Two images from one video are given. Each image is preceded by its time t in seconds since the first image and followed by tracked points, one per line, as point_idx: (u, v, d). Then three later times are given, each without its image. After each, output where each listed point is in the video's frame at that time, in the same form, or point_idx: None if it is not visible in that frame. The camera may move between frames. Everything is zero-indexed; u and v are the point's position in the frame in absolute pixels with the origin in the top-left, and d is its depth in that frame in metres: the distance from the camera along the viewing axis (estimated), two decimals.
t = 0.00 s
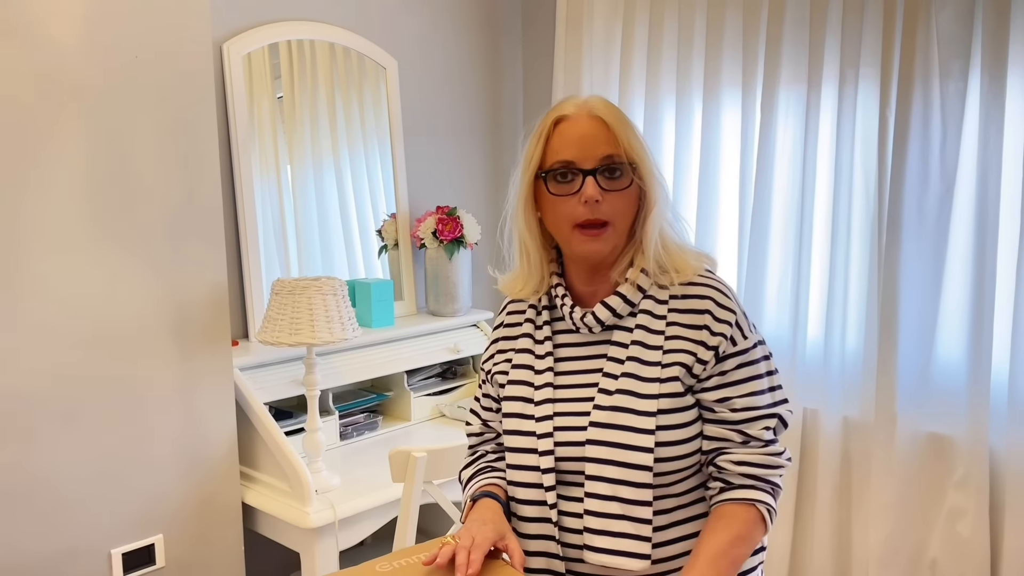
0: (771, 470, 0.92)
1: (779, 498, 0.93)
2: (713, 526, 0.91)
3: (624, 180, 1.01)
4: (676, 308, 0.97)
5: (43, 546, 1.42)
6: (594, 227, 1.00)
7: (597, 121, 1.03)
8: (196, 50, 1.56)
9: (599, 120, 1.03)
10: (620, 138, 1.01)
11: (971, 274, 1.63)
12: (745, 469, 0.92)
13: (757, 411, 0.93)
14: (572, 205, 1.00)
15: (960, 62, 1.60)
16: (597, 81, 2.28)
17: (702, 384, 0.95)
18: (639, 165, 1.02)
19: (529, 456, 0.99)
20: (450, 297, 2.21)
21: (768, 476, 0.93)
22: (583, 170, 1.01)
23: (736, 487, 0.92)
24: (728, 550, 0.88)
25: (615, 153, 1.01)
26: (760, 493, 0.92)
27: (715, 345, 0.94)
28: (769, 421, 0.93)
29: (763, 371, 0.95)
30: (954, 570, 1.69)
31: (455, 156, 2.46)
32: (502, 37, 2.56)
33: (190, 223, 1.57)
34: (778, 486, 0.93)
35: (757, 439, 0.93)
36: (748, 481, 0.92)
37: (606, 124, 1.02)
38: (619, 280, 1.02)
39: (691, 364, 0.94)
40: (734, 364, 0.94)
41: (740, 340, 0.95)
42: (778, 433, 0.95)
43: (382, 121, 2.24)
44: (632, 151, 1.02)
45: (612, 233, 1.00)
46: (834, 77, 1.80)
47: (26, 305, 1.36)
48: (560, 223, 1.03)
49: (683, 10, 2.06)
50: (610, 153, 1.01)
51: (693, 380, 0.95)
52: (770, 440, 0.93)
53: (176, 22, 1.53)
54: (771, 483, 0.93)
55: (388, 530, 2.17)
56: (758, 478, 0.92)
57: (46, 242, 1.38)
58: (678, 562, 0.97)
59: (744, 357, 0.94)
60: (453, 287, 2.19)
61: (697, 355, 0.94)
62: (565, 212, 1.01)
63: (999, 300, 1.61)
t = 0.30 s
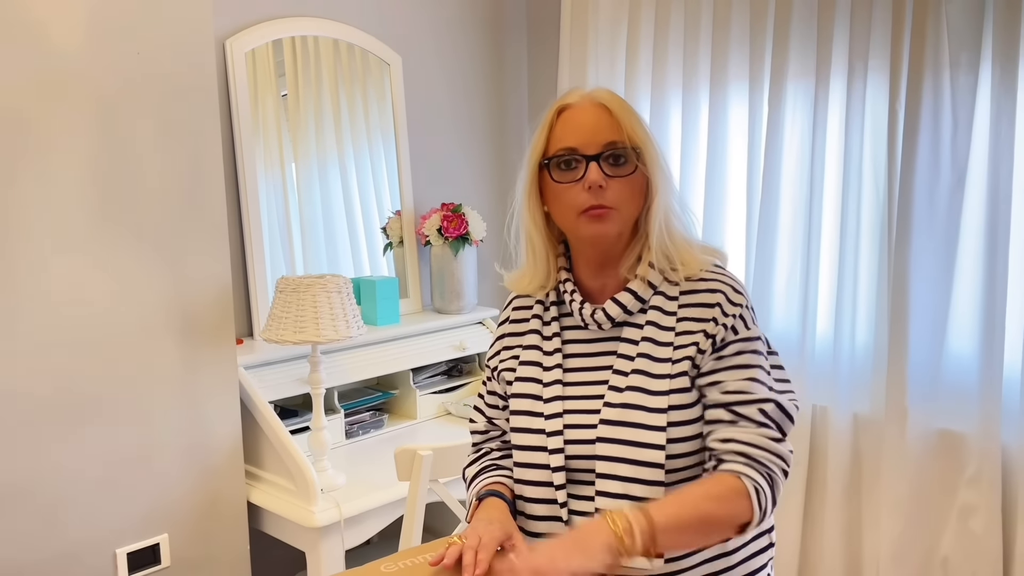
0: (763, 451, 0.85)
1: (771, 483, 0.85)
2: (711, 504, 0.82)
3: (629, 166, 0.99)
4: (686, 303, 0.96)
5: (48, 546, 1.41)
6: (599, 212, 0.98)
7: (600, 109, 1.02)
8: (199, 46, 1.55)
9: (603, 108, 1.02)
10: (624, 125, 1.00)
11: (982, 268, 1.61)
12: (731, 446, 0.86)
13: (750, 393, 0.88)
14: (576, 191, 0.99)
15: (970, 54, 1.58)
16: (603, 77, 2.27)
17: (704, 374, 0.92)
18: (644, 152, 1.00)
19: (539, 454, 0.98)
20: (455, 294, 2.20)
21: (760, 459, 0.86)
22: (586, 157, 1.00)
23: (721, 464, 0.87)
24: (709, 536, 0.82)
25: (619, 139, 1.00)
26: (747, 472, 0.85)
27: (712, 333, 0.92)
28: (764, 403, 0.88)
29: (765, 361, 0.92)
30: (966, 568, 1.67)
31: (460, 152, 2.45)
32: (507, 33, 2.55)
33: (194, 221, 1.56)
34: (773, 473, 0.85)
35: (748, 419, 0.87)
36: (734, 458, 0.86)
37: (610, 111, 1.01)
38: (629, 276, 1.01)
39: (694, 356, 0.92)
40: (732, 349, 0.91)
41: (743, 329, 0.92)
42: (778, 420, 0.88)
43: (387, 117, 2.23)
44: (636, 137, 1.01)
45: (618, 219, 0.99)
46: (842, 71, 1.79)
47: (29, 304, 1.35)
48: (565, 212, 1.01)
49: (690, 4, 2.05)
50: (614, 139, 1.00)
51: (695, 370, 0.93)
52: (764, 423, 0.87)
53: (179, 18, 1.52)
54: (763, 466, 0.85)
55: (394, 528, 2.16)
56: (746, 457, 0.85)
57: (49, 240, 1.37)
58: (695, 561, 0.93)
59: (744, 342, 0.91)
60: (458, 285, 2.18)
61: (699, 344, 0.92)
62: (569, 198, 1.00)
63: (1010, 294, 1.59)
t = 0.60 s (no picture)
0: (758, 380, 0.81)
1: (766, 411, 0.79)
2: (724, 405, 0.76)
3: (633, 157, 0.97)
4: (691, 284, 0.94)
5: (48, 543, 1.40)
6: (602, 206, 0.96)
7: (603, 98, 0.99)
8: (196, 38, 1.53)
9: (607, 97, 0.99)
10: (628, 115, 0.98)
11: (990, 258, 1.59)
12: (727, 376, 0.81)
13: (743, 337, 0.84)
14: (579, 183, 0.97)
15: (977, 41, 1.56)
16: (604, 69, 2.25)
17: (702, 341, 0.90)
18: (648, 142, 0.98)
19: (544, 441, 0.96)
20: (457, 288, 2.19)
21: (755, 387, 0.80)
22: (589, 148, 0.98)
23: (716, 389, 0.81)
24: (692, 425, 0.75)
25: (623, 129, 0.98)
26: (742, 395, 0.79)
27: (706, 299, 0.90)
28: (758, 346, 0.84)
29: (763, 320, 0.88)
30: (975, 561, 1.65)
31: (460, 146, 2.43)
32: (507, 25, 2.53)
33: (192, 214, 1.54)
34: (766, 407, 0.79)
35: (743, 355, 0.83)
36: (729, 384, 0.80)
37: (613, 101, 0.98)
38: (634, 261, 0.99)
39: (693, 329, 0.91)
40: (727, 306, 0.89)
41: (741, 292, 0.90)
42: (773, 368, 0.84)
43: (387, 110, 2.21)
44: (640, 127, 0.98)
45: (621, 212, 0.97)
46: (847, 60, 1.77)
47: (24, 299, 1.34)
48: (568, 203, 0.99)
49: None
50: (617, 130, 0.98)
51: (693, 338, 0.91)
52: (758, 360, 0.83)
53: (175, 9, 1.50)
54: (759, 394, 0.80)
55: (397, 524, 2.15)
56: (742, 384, 0.80)
57: (44, 234, 1.35)
58: (707, 545, 0.92)
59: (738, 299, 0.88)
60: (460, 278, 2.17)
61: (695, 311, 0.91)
62: (572, 191, 0.98)
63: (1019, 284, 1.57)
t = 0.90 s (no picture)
0: (777, 395, 0.82)
1: (784, 429, 0.81)
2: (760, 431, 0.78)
3: (626, 144, 0.95)
4: (690, 273, 0.92)
5: (36, 543, 1.37)
6: (594, 193, 0.95)
7: (597, 83, 0.98)
8: (183, 27, 1.50)
9: (601, 83, 0.98)
10: (621, 101, 0.96)
11: (989, 246, 1.57)
12: (749, 388, 0.82)
13: (759, 343, 0.85)
14: (571, 169, 0.95)
15: (975, 27, 1.54)
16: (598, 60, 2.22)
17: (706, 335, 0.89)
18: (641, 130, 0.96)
19: (541, 431, 0.94)
20: (450, 282, 2.16)
21: (774, 402, 0.82)
22: (582, 134, 0.96)
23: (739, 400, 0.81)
24: (730, 456, 0.77)
25: (616, 115, 0.96)
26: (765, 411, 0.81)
27: (713, 294, 0.89)
28: (773, 356, 0.86)
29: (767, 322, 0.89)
30: (975, 552, 1.64)
31: (453, 137, 2.41)
32: (500, 16, 2.50)
33: (181, 207, 1.51)
34: (784, 426, 0.81)
35: (761, 366, 0.84)
36: (752, 396, 0.81)
37: (607, 87, 0.97)
38: (630, 249, 0.97)
39: (698, 321, 0.89)
40: (737, 307, 0.88)
41: (746, 290, 0.90)
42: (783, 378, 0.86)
43: (378, 101, 2.18)
44: (634, 113, 0.96)
45: (615, 199, 0.95)
46: (844, 46, 1.74)
47: (9, 295, 1.31)
48: (560, 190, 0.98)
49: None
50: (610, 116, 0.96)
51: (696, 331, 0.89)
52: (774, 373, 0.85)
53: None
54: (777, 410, 0.82)
55: (392, 520, 2.13)
56: (763, 398, 0.81)
57: (29, 228, 1.32)
58: (704, 536, 0.90)
59: (748, 300, 0.88)
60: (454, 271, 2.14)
61: (700, 305, 0.89)
62: (564, 177, 0.96)
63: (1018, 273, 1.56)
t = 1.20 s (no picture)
0: (741, 411, 0.80)
1: (745, 445, 0.80)
2: (673, 451, 0.77)
3: (616, 118, 0.97)
4: (678, 268, 0.91)
5: (14, 544, 1.35)
6: (585, 163, 0.94)
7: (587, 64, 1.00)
8: (158, 18, 1.48)
9: (591, 65, 1.00)
10: (611, 79, 0.98)
11: (975, 235, 1.56)
12: (707, 405, 0.81)
13: (731, 352, 0.83)
14: (562, 139, 0.94)
15: (960, 15, 1.53)
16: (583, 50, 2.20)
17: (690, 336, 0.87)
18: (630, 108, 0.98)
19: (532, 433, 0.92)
20: (436, 276, 2.15)
21: (738, 419, 0.81)
22: (572, 106, 0.96)
23: (693, 418, 0.81)
24: (656, 477, 0.78)
25: (606, 92, 0.97)
26: (722, 432, 0.79)
27: (696, 294, 0.88)
28: (746, 364, 0.83)
29: (751, 322, 0.87)
30: (962, 542, 1.64)
31: (438, 130, 2.39)
32: (485, 8, 2.49)
33: (159, 202, 1.49)
34: (745, 437, 0.80)
35: (730, 378, 0.82)
36: (709, 415, 0.80)
37: (597, 66, 0.99)
38: (619, 241, 0.95)
39: (682, 321, 0.87)
40: (718, 310, 0.86)
41: (730, 290, 0.88)
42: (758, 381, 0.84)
43: (362, 95, 2.16)
44: (624, 92, 0.98)
45: (605, 172, 0.94)
46: (829, 35, 1.73)
47: None
48: (548, 165, 0.96)
49: None
50: (601, 91, 0.97)
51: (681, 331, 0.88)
52: (745, 384, 0.83)
53: None
54: (741, 426, 0.80)
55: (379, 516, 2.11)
56: (720, 416, 0.80)
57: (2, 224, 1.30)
58: (698, 531, 0.89)
59: (728, 304, 0.86)
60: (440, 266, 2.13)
61: (688, 306, 0.88)
62: (554, 148, 0.95)
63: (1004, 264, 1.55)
